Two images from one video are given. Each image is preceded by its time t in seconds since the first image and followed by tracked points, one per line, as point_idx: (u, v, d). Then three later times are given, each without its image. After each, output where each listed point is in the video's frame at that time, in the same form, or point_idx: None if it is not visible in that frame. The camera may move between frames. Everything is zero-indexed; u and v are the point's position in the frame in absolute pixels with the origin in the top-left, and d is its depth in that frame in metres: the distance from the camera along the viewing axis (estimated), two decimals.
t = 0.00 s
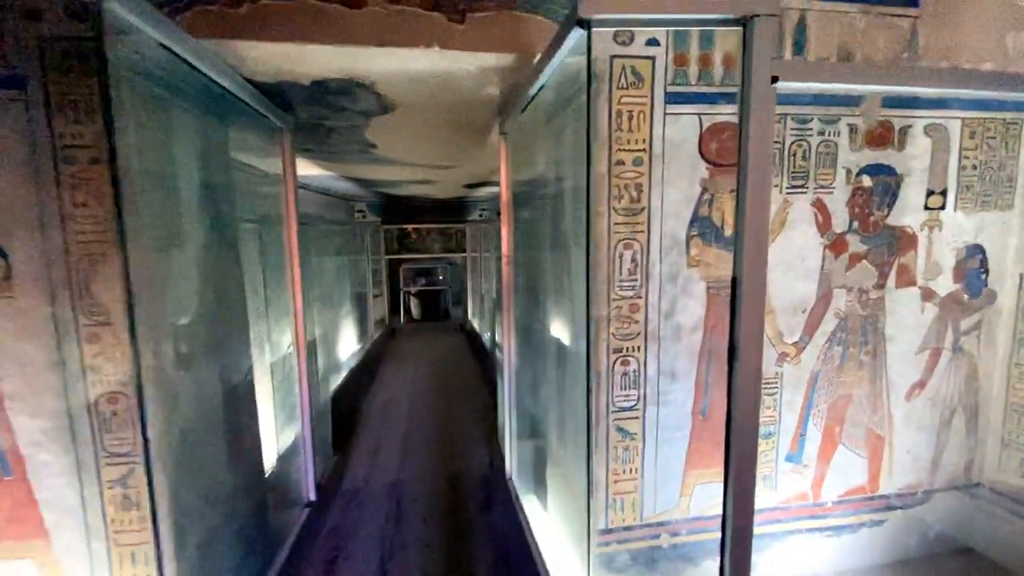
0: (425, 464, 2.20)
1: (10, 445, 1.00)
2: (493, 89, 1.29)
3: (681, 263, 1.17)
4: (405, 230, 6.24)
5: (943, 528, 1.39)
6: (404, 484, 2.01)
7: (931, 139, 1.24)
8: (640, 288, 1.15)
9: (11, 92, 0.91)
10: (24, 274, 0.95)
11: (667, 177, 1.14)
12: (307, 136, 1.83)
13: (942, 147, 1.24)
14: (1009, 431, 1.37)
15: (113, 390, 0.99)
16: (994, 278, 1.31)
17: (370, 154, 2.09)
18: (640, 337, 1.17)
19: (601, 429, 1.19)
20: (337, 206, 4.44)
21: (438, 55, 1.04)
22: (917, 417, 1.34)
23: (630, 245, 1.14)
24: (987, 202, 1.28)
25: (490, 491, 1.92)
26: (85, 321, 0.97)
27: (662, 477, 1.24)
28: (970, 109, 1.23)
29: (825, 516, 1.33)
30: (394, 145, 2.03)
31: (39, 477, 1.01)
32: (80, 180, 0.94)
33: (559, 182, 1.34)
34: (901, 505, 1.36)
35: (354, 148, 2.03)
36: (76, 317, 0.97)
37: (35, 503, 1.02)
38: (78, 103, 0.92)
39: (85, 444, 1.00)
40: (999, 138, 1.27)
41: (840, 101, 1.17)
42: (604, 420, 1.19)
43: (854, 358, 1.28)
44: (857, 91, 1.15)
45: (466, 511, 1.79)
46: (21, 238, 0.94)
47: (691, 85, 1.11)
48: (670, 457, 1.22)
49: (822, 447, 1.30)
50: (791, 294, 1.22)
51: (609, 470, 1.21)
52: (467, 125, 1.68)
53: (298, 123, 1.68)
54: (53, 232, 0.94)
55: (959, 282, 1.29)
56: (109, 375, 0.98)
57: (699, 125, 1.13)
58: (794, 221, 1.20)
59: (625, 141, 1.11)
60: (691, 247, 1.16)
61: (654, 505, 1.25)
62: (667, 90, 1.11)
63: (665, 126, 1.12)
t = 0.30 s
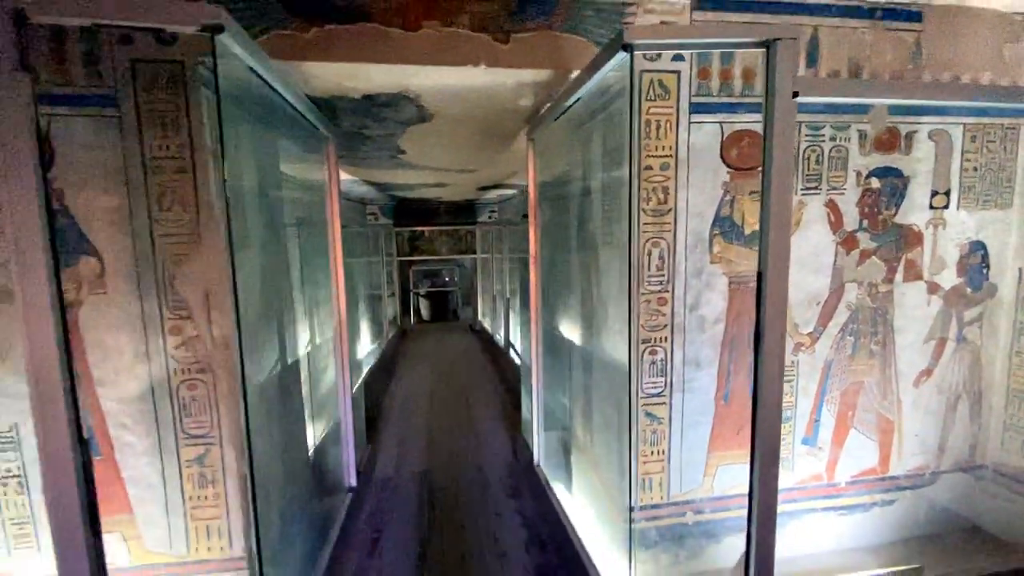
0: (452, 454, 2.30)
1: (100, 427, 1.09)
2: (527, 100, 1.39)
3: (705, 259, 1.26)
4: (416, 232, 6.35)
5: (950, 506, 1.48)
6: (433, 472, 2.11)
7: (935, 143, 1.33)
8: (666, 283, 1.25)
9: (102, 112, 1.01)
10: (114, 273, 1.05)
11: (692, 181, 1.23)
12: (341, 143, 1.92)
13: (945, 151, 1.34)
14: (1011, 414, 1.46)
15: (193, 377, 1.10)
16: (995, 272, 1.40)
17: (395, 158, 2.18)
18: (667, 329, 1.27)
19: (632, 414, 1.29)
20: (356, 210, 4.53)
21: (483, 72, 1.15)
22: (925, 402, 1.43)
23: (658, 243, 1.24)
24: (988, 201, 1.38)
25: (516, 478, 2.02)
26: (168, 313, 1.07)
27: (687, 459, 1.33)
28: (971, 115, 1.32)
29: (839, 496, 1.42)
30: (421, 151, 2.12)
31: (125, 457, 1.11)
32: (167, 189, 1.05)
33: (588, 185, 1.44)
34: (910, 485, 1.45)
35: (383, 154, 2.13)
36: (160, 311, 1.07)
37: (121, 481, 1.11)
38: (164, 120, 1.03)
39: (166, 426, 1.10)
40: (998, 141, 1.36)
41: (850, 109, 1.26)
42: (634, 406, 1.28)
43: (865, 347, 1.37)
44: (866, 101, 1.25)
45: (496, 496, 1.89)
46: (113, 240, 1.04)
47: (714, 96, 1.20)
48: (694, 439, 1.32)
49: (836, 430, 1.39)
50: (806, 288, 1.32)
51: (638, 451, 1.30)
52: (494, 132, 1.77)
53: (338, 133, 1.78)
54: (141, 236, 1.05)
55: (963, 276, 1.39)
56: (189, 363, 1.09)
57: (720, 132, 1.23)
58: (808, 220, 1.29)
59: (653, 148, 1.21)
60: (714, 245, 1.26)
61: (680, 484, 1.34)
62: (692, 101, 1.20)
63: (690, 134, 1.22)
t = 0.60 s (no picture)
0: (476, 450, 2.35)
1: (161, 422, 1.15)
2: (559, 105, 1.43)
3: (735, 258, 1.30)
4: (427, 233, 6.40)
5: (972, 497, 1.52)
6: (460, 467, 2.16)
7: (957, 144, 1.37)
8: (697, 281, 1.30)
9: (169, 122, 1.07)
10: (176, 274, 1.11)
11: (722, 182, 1.28)
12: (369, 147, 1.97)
13: (967, 151, 1.38)
14: None
15: (249, 373, 1.15)
16: (1016, 269, 1.44)
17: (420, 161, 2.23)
18: (697, 325, 1.32)
19: (664, 408, 1.33)
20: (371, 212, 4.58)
21: (522, 79, 1.20)
22: (947, 396, 1.47)
23: (689, 243, 1.28)
24: (1009, 200, 1.42)
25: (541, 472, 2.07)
26: (226, 312, 1.13)
27: (716, 451, 1.37)
28: (993, 116, 1.36)
29: (864, 488, 1.46)
30: (445, 154, 2.17)
31: (184, 449, 1.16)
32: (226, 194, 1.10)
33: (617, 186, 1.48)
34: (933, 477, 1.49)
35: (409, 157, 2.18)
36: (219, 309, 1.13)
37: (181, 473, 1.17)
38: (224, 129, 1.08)
39: (224, 420, 1.16)
40: (1018, 142, 1.40)
41: (876, 112, 1.31)
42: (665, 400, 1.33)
43: (890, 343, 1.41)
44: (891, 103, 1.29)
45: (524, 490, 1.93)
46: (175, 243, 1.10)
47: (745, 100, 1.24)
48: (723, 433, 1.36)
49: (861, 423, 1.43)
50: (831, 285, 1.36)
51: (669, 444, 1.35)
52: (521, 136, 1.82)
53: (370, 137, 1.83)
54: (202, 239, 1.10)
55: (985, 273, 1.43)
56: (246, 359, 1.15)
57: (750, 135, 1.27)
58: (834, 219, 1.34)
59: (684, 151, 1.25)
60: (743, 244, 1.30)
61: (710, 476, 1.38)
62: (723, 105, 1.25)
63: (720, 137, 1.26)
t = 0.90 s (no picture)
0: (507, 447, 2.37)
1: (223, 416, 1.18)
2: (601, 105, 1.45)
3: (781, 256, 1.31)
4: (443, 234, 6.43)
5: (1017, 495, 1.52)
6: (492, 463, 2.18)
7: (1004, 140, 1.37)
8: (744, 278, 1.30)
9: (232, 122, 1.09)
10: (238, 273, 1.13)
11: (770, 180, 1.29)
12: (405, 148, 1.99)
13: (1014, 148, 1.37)
14: None
15: (307, 369, 1.18)
16: None
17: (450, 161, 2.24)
18: (744, 322, 1.32)
19: (710, 404, 1.34)
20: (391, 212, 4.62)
21: (571, 79, 1.22)
22: (992, 392, 1.47)
23: (736, 241, 1.29)
24: None
25: (574, 469, 2.08)
26: (285, 310, 1.16)
27: (762, 447, 1.38)
28: None
29: (907, 485, 1.46)
30: (477, 155, 2.19)
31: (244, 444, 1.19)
32: (286, 194, 1.13)
33: (660, 185, 1.50)
34: (978, 474, 1.49)
35: (441, 158, 2.20)
36: (279, 308, 1.15)
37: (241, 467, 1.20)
38: (286, 132, 1.11)
39: (283, 416, 1.19)
40: None
41: (922, 110, 1.31)
42: (711, 398, 1.34)
43: (935, 339, 1.41)
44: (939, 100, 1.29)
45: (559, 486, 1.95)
46: (238, 241, 1.13)
47: (792, 98, 1.25)
48: (769, 428, 1.37)
49: (905, 420, 1.43)
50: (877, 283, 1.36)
51: (716, 441, 1.35)
52: (557, 136, 1.83)
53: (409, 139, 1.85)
54: (263, 238, 1.13)
55: None
56: (304, 356, 1.17)
57: (796, 133, 1.28)
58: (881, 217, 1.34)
59: (732, 150, 1.26)
60: (790, 241, 1.31)
61: (755, 472, 1.39)
62: (771, 104, 1.26)
63: (767, 135, 1.27)
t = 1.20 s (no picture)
0: (537, 446, 2.39)
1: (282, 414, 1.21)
2: (644, 106, 1.46)
3: (827, 257, 1.32)
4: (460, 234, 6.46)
5: None
6: (524, 462, 2.20)
7: None
8: (790, 279, 1.30)
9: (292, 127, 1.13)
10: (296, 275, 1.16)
11: (816, 181, 1.29)
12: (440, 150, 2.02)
13: None
14: None
15: (362, 370, 1.21)
16: None
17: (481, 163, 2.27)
18: (789, 323, 1.33)
19: (754, 403, 1.36)
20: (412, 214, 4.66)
21: (620, 82, 1.23)
22: None
23: (782, 242, 1.29)
24: None
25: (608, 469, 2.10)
26: (343, 312, 1.18)
27: (806, 448, 1.39)
28: None
29: (953, 486, 1.45)
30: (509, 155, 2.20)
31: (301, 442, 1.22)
32: (343, 199, 1.16)
33: (702, 186, 1.51)
34: None
35: (473, 159, 2.22)
36: (336, 310, 1.18)
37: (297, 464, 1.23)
38: (342, 137, 1.14)
39: (339, 415, 1.22)
40: None
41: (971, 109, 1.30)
42: (755, 398, 1.36)
43: (982, 340, 1.40)
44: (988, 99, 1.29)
45: (593, 486, 1.96)
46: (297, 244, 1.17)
47: (839, 99, 1.25)
48: (814, 429, 1.37)
49: (951, 421, 1.43)
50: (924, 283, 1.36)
51: (760, 440, 1.37)
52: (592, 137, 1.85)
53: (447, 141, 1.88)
54: (321, 241, 1.16)
55: None
56: (359, 356, 1.20)
57: (843, 134, 1.28)
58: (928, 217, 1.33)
59: (779, 151, 1.27)
60: (837, 242, 1.31)
61: (800, 472, 1.40)
62: (818, 105, 1.26)
63: (814, 136, 1.28)
